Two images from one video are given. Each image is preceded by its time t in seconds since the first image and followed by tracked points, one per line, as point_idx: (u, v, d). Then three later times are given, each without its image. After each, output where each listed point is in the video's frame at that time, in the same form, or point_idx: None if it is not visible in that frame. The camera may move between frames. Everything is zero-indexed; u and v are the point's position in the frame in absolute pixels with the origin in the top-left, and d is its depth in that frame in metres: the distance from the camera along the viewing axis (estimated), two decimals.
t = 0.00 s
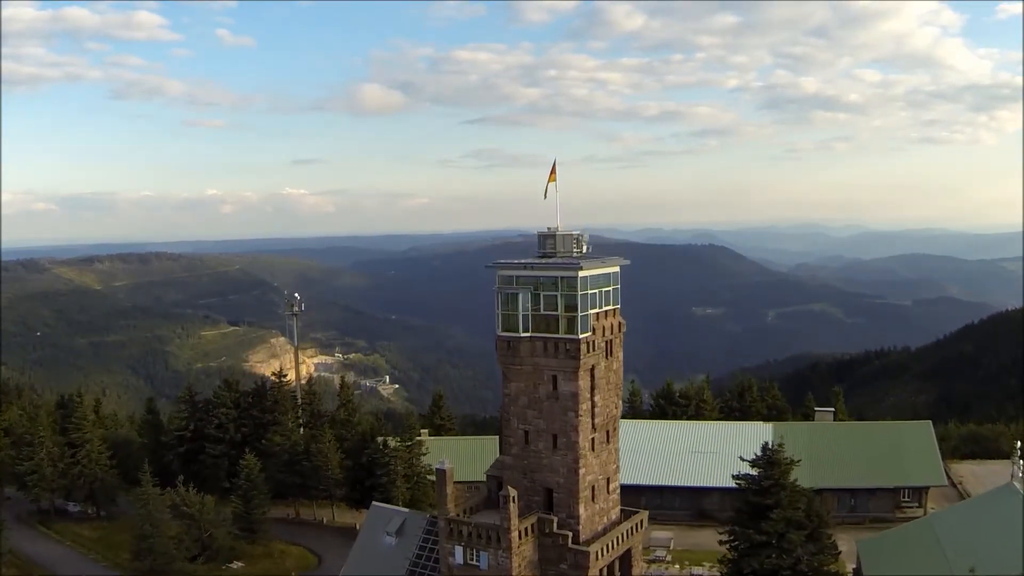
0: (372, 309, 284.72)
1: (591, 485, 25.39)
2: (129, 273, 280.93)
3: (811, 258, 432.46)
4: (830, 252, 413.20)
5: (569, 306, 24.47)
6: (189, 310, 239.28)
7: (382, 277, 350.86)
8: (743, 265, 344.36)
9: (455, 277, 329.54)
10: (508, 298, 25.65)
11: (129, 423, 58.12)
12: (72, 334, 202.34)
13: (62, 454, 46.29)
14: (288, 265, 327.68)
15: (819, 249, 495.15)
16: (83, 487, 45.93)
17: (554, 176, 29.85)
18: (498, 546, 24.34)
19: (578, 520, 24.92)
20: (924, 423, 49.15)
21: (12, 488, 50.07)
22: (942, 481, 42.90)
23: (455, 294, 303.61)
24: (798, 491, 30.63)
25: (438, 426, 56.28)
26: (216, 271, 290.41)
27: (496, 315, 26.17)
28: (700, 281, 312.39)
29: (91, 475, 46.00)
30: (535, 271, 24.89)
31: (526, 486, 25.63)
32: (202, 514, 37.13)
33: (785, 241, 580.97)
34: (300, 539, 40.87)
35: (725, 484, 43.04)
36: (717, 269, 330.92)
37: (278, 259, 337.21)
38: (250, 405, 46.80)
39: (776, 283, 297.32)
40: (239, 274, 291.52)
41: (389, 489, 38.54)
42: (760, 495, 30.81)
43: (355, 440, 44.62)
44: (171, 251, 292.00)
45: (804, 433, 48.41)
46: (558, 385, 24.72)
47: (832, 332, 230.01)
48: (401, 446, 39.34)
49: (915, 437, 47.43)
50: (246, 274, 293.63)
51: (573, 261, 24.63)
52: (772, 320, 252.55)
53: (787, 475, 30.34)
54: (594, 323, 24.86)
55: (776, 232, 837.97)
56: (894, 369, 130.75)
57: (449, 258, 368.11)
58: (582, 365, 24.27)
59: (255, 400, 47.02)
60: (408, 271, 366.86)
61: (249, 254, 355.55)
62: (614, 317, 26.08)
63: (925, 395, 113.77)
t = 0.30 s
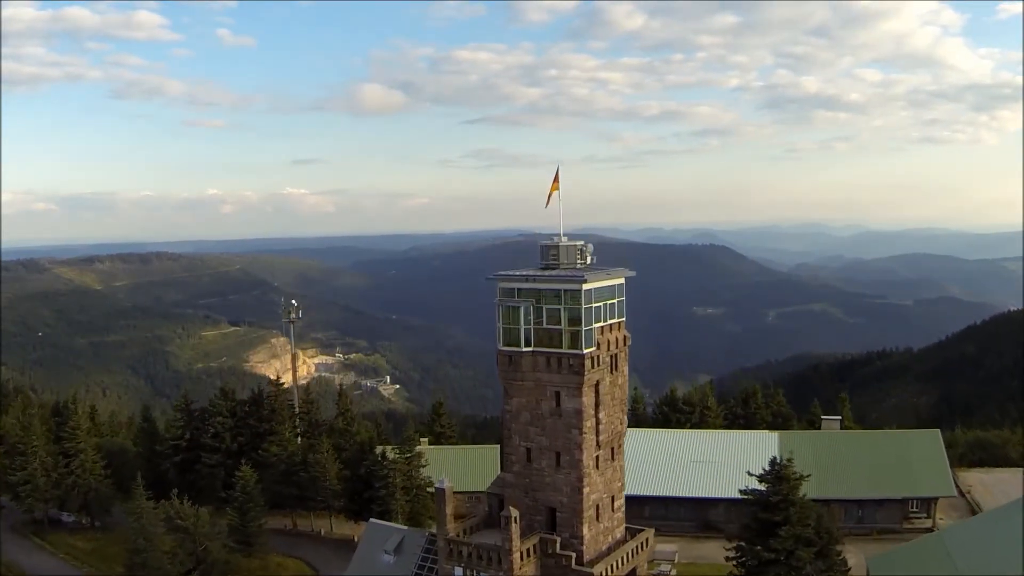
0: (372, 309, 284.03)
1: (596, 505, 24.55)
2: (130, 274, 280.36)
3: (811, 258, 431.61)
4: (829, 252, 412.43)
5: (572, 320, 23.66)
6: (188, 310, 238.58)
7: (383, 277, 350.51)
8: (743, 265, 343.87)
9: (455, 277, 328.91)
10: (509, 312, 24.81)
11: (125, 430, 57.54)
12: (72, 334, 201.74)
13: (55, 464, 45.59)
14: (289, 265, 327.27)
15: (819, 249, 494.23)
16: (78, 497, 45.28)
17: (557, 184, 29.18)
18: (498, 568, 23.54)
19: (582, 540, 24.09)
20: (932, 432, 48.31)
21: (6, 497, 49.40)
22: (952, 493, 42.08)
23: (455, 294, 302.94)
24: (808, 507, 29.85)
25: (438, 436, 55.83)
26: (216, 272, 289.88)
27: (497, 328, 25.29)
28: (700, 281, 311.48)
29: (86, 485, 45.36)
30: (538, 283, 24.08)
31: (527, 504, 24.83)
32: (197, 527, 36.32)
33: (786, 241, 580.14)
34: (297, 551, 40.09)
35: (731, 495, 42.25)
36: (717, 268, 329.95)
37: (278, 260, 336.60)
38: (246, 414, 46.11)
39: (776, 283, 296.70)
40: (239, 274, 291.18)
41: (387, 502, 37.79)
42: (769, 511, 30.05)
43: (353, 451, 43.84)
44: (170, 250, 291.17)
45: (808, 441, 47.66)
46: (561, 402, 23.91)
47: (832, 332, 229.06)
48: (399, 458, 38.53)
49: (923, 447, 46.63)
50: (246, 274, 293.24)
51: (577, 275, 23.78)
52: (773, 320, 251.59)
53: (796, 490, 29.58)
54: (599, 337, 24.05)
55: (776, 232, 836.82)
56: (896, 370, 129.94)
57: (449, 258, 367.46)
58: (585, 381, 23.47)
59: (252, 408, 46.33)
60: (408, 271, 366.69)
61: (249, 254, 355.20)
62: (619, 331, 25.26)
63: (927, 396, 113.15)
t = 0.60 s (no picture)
0: (372, 309, 283.25)
1: (599, 525, 23.72)
2: (130, 274, 279.90)
3: (812, 258, 430.61)
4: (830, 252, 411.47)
5: (575, 334, 22.87)
6: (188, 310, 237.96)
7: (383, 277, 349.88)
8: (744, 265, 342.99)
9: (456, 276, 328.11)
10: (510, 326, 24.01)
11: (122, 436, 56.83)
12: (72, 334, 201.02)
13: (49, 473, 44.82)
14: (289, 265, 326.77)
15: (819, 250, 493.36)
16: (72, 507, 44.57)
17: (561, 193, 28.45)
18: None
19: (585, 561, 23.21)
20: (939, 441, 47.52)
21: None
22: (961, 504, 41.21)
23: (455, 294, 302.09)
24: (817, 523, 29.09)
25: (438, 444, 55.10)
26: (216, 272, 289.26)
27: (497, 342, 24.52)
28: (700, 281, 310.53)
29: (80, 495, 44.66)
30: (540, 296, 23.30)
31: (529, 524, 24.03)
32: (191, 541, 35.54)
33: (787, 241, 579.18)
34: (293, 563, 39.26)
35: (735, 506, 41.48)
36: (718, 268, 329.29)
37: (278, 260, 336.01)
38: (242, 422, 45.37)
39: (777, 282, 295.77)
40: (239, 274, 290.63)
41: (386, 515, 36.97)
42: (777, 527, 29.29)
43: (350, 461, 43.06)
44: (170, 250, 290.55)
45: (814, 451, 46.88)
46: (564, 419, 23.14)
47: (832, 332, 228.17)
48: (397, 470, 37.74)
49: (931, 457, 45.79)
50: (246, 274, 292.61)
51: (580, 288, 23.01)
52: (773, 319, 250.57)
53: (806, 507, 28.91)
54: (603, 352, 23.26)
55: (776, 232, 835.71)
56: (898, 371, 129.04)
57: (449, 258, 366.55)
58: (589, 397, 22.69)
59: (248, 417, 45.59)
60: (409, 271, 366.19)
61: (249, 254, 354.83)
62: (624, 344, 24.49)
63: (929, 398, 112.30)
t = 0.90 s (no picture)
0: (372, 309, 282.47)
1: (603, 545, 22.94)
2: (130, 274, 279.33)
3: (812, 258, 429.93)
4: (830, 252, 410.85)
5: (579, 349, 22.13)
6: (187, 310, 237.19)
7: (383, 277, 349.29)
8: (744, 264, 342.40)
9: (456, 276, 327.56)
10: (512, 341, 23.24)
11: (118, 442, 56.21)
12: (72, 334, 200.27)
13: (42, 483, 44.12)
14: (289, 265, 326.28)
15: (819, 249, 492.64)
16: (65, 517, 43.85)
17: (564, 202, 27.70)
18: None
19: None
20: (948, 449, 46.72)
21: None
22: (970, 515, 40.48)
23: (456, 294, 301.46)
24: (826, 540, 28.41)
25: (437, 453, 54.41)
26: (215, 272, 288.55)
27: (498, 357, 23.73)
28: (700, 281, 309.87)
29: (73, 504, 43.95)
30: (543, 310, 22.56)
31: (531, 544, 23.26)
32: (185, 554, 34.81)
33: (787, 241, 578.71)
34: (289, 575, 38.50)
35: (740, 517, 40.76)
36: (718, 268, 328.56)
37: (278, 260, 335.41)
38: (238, 432, 44.69)
39: (776, 282, 295.19)
40: (239, 274, 290.18)
41: (384, 529, 36.23)
42: (787, 544, 28.63)
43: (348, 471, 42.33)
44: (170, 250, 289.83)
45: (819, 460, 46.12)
46: (567, 437, 22.40)
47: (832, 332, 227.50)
48: (395, 483, 36.98)
49: (939, 466, 44.99)
50: (245, 274, 292.06)
51: (584, 302, 22.25)
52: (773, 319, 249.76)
53: (815, 523, 28.24)
54: (607, 368, 22.52)
55: (775, 232, 835.67)
56: (900, 372, 128.35)
57: (449, 258, 366.00)
58: (594, 415, 21.95)
59: (244, 426, 44.94)
60: (408, 271, 365.92)
61: (249, 254, 354.42)
62: (628, 359, 23.74)
63: (931, 399, 111.56)
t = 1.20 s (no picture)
0: (373, 309, 281.69)
1: (608, 569, 22.13)
2: (131, 274, 278.64)
3: (813, 258, 428.73)
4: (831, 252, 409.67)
5: (584, 367, 21.30)
6: (188, 310, 236.44)
7: (384, 277, 348.53)
8: (745, 264, 341.55)
9: (457, 276, 326.74)
10: (513, 357, 22.39)
11: (113, 450, 55.41)
12: (72, 335, 199.55)
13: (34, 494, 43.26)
14: (290, 266, 325.66)
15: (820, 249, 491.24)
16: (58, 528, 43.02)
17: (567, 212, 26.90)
18: None
19: None
20: (957, 459, 45.91)
21: None
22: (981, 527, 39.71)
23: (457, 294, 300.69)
24: (836, 558, 27.66)
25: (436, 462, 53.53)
26: (215, 272, 287.79)
27: (498, 373, 22.86)
28: (701, 280, 308.95)
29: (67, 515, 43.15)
30: (545, 326, 21.72)
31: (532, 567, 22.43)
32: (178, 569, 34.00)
33: (788, 240, 577.97)
34: None
35: (745, 529, 39.99)
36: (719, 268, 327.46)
37: (279, 259, 334.53)
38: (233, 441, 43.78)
39: (777, 282, 294.33)
40: (239, 274, 289.74)
41: (382, 544, 35.42)
42: (797, 562, 27.80)
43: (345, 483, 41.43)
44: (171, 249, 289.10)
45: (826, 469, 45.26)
46: (571, 458, 21.57)
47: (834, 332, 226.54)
48: (393, 496, 36.07)
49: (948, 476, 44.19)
50: (246, 274, 291.67)
51: (589, 318, 21.40)
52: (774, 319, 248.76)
53: (825, 542, 27.36)
54: (613, 386, 21.65)
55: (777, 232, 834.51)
56: (904, 373, 127.49)
57: (450, 258, 365.29)
58: (598, 435, 21.11)
59: (239, 436, 44.04)
60: (410, 270, 365.40)
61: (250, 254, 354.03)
62: (634, 376, 22.90)
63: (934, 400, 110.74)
